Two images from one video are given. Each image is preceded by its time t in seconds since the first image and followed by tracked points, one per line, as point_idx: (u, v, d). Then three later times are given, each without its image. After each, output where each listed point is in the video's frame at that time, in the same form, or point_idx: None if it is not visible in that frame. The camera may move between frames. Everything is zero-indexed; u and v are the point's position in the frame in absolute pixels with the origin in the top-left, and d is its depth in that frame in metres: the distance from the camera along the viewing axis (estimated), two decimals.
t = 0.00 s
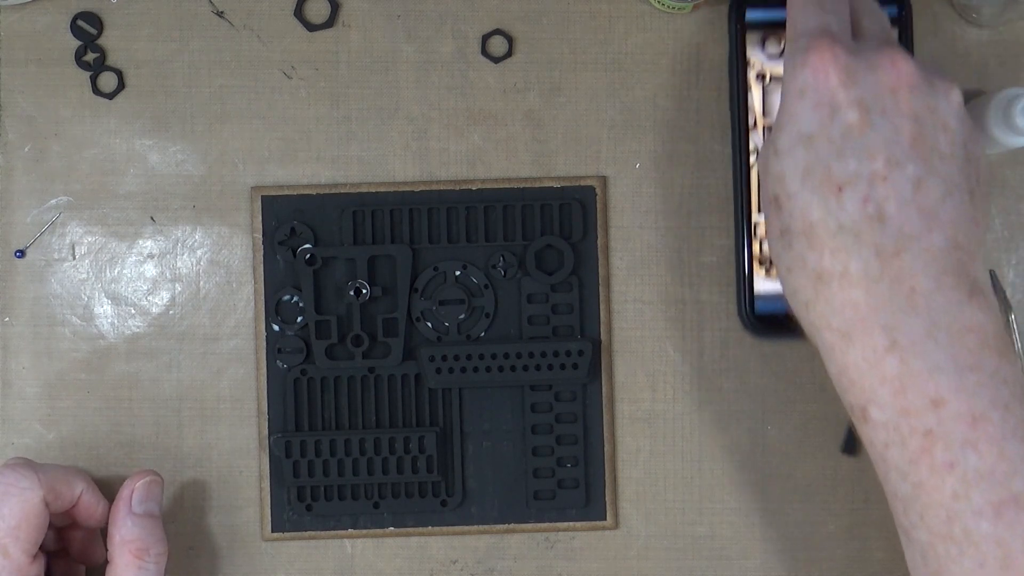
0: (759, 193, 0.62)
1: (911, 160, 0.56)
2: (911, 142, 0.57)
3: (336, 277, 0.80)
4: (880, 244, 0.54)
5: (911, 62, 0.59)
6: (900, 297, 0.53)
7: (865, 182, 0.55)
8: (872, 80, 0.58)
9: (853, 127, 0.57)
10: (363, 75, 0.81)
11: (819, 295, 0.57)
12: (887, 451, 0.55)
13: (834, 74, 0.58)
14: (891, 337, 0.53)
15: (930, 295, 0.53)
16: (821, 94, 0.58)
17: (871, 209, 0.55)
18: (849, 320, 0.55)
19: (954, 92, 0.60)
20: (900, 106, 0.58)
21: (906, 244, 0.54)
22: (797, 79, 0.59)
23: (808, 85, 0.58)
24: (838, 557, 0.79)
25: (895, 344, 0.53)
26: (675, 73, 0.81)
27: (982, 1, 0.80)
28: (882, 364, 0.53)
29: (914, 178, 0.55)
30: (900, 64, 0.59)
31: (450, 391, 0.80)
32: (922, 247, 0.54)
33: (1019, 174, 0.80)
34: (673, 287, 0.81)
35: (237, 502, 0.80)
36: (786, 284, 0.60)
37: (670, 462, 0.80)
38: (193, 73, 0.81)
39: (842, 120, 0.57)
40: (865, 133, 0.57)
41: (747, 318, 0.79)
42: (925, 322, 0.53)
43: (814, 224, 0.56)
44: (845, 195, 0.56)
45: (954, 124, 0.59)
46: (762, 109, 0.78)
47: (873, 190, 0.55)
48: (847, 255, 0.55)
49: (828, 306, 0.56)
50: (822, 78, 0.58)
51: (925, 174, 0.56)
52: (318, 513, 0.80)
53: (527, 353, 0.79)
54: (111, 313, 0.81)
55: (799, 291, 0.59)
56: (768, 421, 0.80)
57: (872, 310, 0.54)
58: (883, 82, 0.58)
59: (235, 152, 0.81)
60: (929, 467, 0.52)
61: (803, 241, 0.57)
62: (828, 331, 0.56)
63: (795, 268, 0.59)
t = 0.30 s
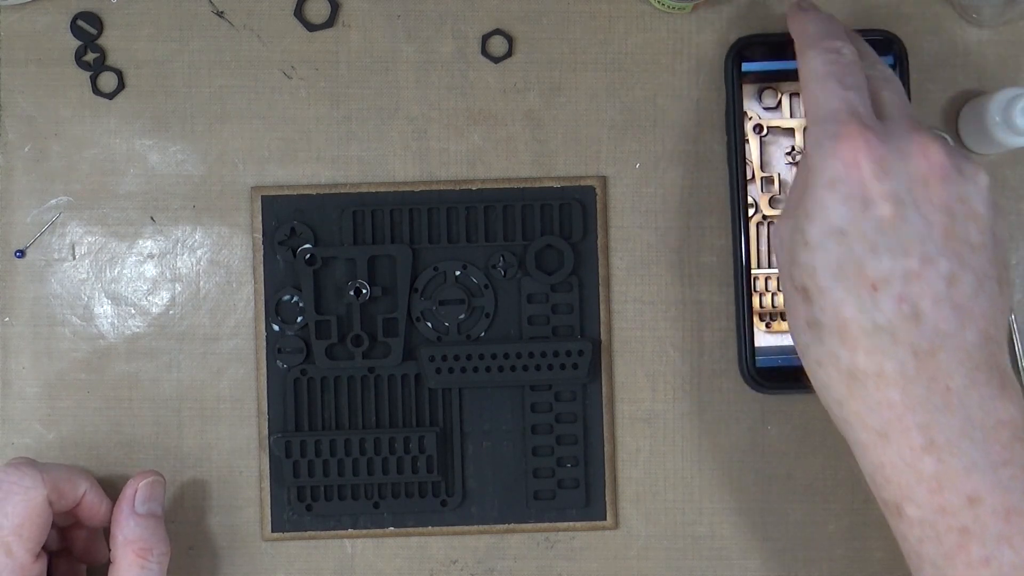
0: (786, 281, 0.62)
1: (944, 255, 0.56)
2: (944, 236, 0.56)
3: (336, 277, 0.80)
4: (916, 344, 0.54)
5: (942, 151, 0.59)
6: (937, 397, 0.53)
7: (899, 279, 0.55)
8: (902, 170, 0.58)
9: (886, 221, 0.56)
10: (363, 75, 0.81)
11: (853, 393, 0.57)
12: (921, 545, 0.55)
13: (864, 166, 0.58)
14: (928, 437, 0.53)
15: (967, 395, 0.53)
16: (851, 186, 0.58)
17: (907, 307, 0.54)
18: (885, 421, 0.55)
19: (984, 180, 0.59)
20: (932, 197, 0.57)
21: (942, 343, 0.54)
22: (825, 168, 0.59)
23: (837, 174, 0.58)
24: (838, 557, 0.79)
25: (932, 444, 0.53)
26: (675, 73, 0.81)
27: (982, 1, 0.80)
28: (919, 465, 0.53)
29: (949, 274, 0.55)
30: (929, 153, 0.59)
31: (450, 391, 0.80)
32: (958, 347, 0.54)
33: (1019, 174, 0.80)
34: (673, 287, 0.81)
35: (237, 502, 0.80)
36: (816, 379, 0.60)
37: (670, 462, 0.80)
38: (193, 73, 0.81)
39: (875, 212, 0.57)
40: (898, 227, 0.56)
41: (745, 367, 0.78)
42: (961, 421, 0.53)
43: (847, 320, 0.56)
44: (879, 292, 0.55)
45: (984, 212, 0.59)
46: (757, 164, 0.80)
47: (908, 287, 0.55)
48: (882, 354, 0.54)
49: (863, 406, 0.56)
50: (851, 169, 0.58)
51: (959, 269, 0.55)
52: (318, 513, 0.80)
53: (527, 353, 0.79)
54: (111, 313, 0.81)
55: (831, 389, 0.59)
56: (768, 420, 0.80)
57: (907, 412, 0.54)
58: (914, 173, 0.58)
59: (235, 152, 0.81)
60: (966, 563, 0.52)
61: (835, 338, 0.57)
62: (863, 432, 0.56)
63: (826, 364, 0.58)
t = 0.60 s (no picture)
0: (838, 328, 0.63)
1: (1004, 314, 0.57)
2: (1005, 293, 0.57)
3: (336, 277, 0.80)
4: (975, 406, 0.56)
5: (1000, 203, 0.59)
6: (994, 459, 0.56)
7: (960, 341, 0.56)
8: (962, 225, 0.58)
9: (946, 281, 0.57)
10: (363, 75, 0.81)
11: (909, 451, 0.59)
12: None
13: (925, 223, 0.58)
14: (985, 500, 0.57)
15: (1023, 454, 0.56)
16: (911, 243, 0.58)
17: (966, 369, 0.56)
18: (943, 483, 0.58)
19: None
20: (992, 254, 0.58)
21: (1001, 405, 0.56)
22: (883, 223, 0.59)
23: (897, 230, 0.58)
24: (838, 557, 0.79)
25: (989, 506, 0.57)
26: (675, 73, 0.81)
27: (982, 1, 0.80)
28: (975, 527, 0.57)
29: (1008, 334, 0.56)
30: (990, 206, 0.59)
31: (451, 391, 0.80)
32: (1015, 407, 0.56)
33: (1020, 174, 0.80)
34: (673, 287, 0.81)
35: (237, 502, 0.80)
36: (866, 428, 0.61)
37: (670, 462, 0.80)
38: (192, 73, 0.81)
39: (935, 271, 0.57)
40: (959, 288, 0.57)
41: (745, 367, 0.79)
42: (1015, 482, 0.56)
43: (906, 380, 0.57)
44: (939, 355, 0.56)
45: None
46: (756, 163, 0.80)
47: (968, 348, 0.56)
48: (941, 417, 0.57)
49: (922, 467, 0.58)
50: (912, 226, 0.58)
51: (1019, 329, 0.57)
52: (318, 513, 0.80)
53: (527, 353, 0.79)
54: (111, 313, 0.81)
55: (886, 444, 0.60)
56: (768, 420, 0.80)
57: (965, 474, 0.57)
58: (973, 228, 0.58)
59: (235, 152, 0.81)
60: None
61: (892, 396, 0.58)
62: (920, 493, 0.59)
63: (880, 419, 0.60)
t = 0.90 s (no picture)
0: (817, 325, 0.65)
1: (972, 301, 0.59)
2: (971, 281, 0.59)
3: (336, 277, 0.80)
4: (950, 392, 0.58)
5: (961, 194, 0.61)
6: (973, 445, 0.57)
7: (931, 329, 0.58)
8: (926, 217, 0.60)
9: (913, 273, 0.59)
10: (363, 75, 0.81)
11: (889, 440, 0.60)
12: None
13: (890, 219, 0.60)
14: (965, 486, 0.57)
15: (1002, 437, 0.57)
16: (877, 237, 0.60)
17: (938, 357, 0.58)
18: (923, 471, 0.59)
19: (1006, 217, 0.62)
20: (958, 244, 0.60)
21: (975, 390, 0.58)
22: (849, 222, 0.61)
23: (863, 227, 0.60)
24: (837, 557, 0.79)
25: (970, 490, 0.57)
26: (675, 73, 0.81)
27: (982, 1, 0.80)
28: (957, 512, 0.57)
29: (977, 319, 0.58)
30: (953, 197, 0.61)
31: (450, 391, 0.80)
32: (990, 392, 0.57)
33: (1020, 174, 0.80)
34: (673, 288, 0.81)
35: (237, 502, 0.80)
36: (851, 422, 0.64)
37: (670, 462, 0.80)
38: (192, 73, 0.81)
39: (902, 264, 0.59)
40: (926, 279, 0.59)
41: (745, 368, 0.79)
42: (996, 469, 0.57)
43: (881, 371, 0.59)
44: (911, 344, 0.58)
45: (1009, 250, 0.61)
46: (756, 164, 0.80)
47: (938, 336, 0.58)
48: (917, 405, 0.58)
49: (902, 455, 0.60)
50: (877, 222, 0.60)
51: (987, 314, 0.59)
52: (318, 513, 0.80)
53: (527, 353, 0.79)
54: (111, 313, 0.81)
55: (868, 435, 0.62)
56: (768, 421, 0.80)
57: (944, 461, 0.58)
58: (936, 219, 0.61)
59: (235, 152, 0.81)
60: None
61: (870, 388, 0.60)
62: (902, 481, 0.60)
63: (862, 411, 0.62)
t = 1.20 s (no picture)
0: (856, 449, 0.63)
1: (1014, 434, 0.58)
2: (1014, 414, 0.58)
3: (336, 277, 0.80)
4: (992, 522, 0.57)
5: (1004, 330, 0.58)
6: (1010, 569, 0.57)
7: (973, 464, 0.57)
8: (970, 354, 0.58)
9: (957, 409, 0.57)
10: (363, 75, 0.81)
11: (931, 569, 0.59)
12: None
13: (936, 356, 0.57)
14: None
15: None
16: (923, 377, 0.57)
17: (980, 490, 0.57)
18: None
19: None
20: (1000, 378, 0.58)
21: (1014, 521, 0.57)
22: (895, 358, 0.58)
23: (907, 365, 0.57)
24: (838, 557, 0.79)
25: None
26: (675, 73, 0.81)
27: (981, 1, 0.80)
28: None
29: (1018, 453, 0.58)
30: (995, 331, 0.58)
31: (451, 391, 0.80)
32: None
33: (1020, 174, 0.80)
34: (673, 287, 0.81)
35: (237, 502, 0.80)
36: (892, 542, 0.63)
37: (670, 462, 0.80)
38: (192, 73, 0.81)
39: (947, 402, 0.57)
40: (970, 414, 0.57)
41: (746, 367, 0.79)
42: None
43: (924, 502, 0.58)
44: (955, 479, 0.57)
45: None
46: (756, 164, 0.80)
47: (981, 471, 0.57)
48: (961, 536, 0.58)
49: None
50: (924, 361, 0.57)
51: None
52: (318, 513, 0.80)
53: (527, 353, 0.79)
54: (111, 313, 0.81)
55: (909, 560, 0.61)
56: (768, 421, 0.80)
57: None
58: (980, 354, 0.58)
59: (235, 152, 0.81)
60: None
61: (913, 517, 0.59)
62: None
63: (905, 537, 0.61)
